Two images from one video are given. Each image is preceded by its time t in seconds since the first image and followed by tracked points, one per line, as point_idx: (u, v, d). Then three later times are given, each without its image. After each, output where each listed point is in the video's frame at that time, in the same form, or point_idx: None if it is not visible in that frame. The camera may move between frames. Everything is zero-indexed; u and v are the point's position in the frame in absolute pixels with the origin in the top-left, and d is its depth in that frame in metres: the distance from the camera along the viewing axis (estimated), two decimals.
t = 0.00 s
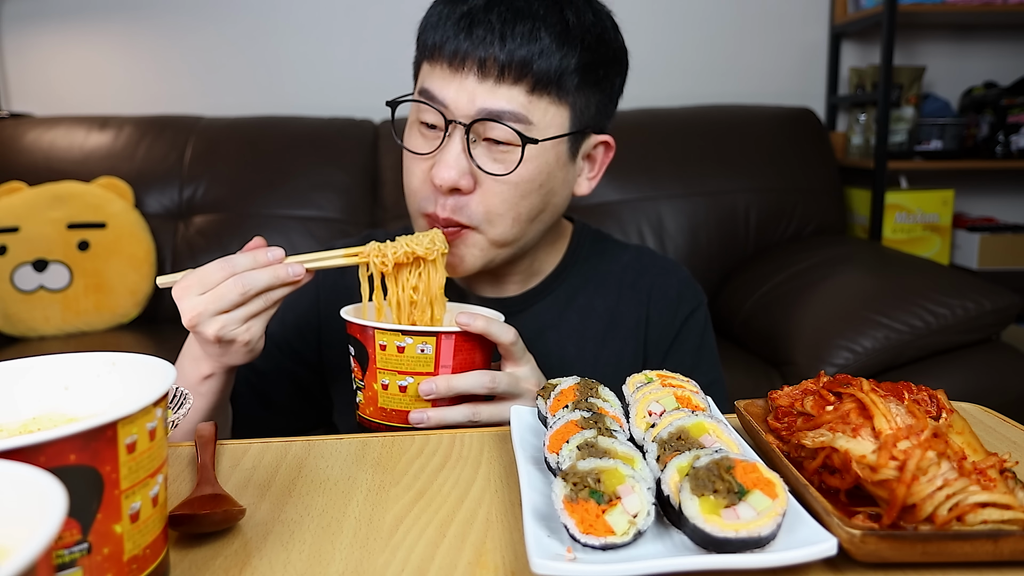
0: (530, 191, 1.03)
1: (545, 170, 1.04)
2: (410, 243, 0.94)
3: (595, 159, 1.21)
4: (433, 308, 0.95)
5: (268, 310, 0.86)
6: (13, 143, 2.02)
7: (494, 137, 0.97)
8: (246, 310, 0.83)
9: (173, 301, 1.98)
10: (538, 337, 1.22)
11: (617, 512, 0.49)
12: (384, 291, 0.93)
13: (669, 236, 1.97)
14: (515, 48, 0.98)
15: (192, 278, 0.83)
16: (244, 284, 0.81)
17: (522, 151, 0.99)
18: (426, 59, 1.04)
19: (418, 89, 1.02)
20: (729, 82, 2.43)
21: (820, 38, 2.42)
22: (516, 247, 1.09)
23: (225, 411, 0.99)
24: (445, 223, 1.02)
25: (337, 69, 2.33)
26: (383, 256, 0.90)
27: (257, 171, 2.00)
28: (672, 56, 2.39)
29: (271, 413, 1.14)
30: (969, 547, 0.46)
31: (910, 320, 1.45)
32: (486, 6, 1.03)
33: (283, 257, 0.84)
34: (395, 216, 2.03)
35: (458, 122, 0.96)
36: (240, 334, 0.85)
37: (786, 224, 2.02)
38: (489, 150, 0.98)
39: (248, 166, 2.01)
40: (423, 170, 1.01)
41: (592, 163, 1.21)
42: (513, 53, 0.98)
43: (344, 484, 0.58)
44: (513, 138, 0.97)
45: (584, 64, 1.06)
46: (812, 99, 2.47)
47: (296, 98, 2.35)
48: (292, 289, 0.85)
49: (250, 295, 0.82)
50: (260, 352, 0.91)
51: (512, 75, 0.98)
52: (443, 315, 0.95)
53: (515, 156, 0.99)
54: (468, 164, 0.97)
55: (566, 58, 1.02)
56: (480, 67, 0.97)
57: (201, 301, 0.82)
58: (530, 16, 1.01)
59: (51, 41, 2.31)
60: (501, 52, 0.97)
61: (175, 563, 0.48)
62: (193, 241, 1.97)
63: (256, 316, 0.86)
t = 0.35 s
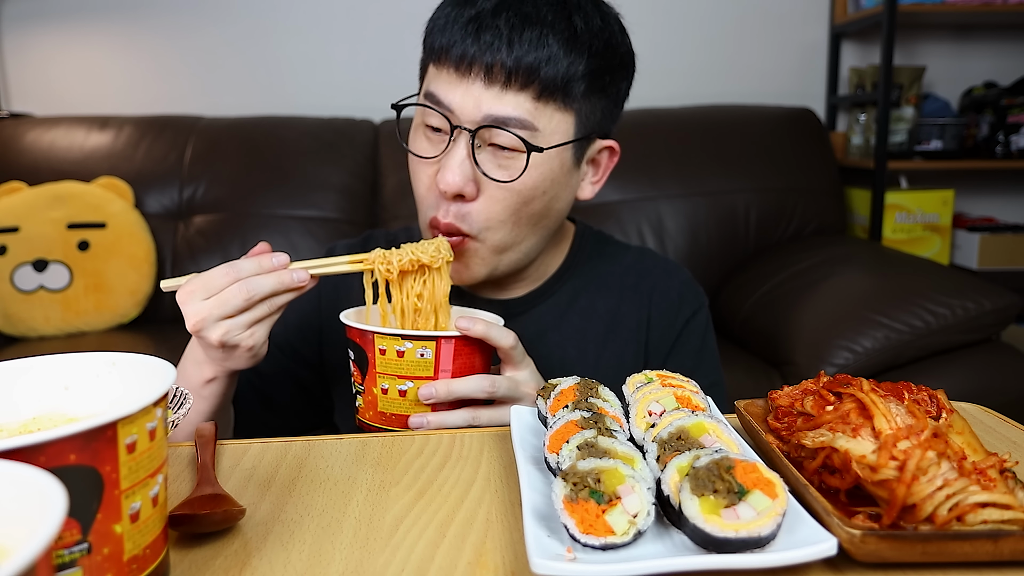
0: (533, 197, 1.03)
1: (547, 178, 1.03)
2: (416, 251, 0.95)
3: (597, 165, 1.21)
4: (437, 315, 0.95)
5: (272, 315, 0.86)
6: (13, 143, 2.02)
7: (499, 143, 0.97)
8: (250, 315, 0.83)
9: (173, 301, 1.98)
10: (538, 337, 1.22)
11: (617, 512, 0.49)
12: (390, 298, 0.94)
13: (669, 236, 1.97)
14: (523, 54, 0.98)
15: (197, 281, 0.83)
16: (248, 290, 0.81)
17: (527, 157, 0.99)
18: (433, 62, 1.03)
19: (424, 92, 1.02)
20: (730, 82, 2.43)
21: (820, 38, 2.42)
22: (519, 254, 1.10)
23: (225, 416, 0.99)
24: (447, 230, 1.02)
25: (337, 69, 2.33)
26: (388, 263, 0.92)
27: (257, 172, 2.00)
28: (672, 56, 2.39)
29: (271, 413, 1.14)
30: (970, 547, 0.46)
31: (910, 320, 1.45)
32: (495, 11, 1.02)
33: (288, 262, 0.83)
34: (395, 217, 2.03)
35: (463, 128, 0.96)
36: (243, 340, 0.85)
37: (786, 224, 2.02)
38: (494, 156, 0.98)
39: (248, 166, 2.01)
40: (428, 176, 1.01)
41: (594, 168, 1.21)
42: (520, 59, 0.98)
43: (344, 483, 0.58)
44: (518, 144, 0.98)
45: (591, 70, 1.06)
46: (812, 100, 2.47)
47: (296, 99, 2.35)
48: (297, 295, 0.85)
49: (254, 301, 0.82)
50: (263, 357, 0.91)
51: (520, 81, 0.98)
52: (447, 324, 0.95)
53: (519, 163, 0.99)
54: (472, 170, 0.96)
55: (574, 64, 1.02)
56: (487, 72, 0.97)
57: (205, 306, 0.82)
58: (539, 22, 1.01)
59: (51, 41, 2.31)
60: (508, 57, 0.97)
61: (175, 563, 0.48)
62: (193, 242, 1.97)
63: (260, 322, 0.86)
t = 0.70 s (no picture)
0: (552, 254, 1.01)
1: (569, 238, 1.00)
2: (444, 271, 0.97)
3: (622, 219, 1.15)
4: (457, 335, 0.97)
5: (295, 321, 0.86)
6: (12, 143, 2.02)
7: (530, 207, 0.91)
8: (275, 319, 0.84)
9: (172, 301, 1.97)
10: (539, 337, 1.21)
11: (617, 512, 0.49)
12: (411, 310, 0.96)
13: (669, 236, 1.97)
14: (573, 109, 0.88)
15: (223, 284, 0.82)
16: (278, 294, 0.82)
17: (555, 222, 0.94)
18: (473, 91, 0.93)
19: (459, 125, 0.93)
20: (729, 82, 2.43)
21: (819, 38, 2.42)
22: (531, 293, 1.12)
23: (237, 419, 0.98)
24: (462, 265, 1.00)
25: (338, 69, 2.33)
26: (415, 280, 0.94)
27: (257, 171, 2.00)
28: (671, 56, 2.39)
29: (272, 412, 1.14)
30: (969, 547, 0.46)
31: (910, 320, 1.45)
32: (550, 40, 0.90)
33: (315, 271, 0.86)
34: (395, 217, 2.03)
35: (494, 180, 0.90)
36: (266, 343, 0.85)
37: (786, 224, 2.03)
38: (522, 215, 0.93)
39: (248, 166, 2.01)
40: (449, 210, 0.96)
41: (619, 221, 1.15)
42: (569, 123, 0.88)
43: (344, 484, 0.58)
44: (548, 211, 0.92)
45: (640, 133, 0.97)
46: (812, 100, 2.47)
47: (296, 98, 2.35)
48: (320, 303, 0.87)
49: (282, 306, 0.83)
50: (281, 361, 0.91)
51: (564, 147, 0.89)
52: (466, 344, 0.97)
53: (546, 225, 0.94)
54: (498, 223, 0.92)
55: (626, 127, 0.92)
56: (531, 132, 0.88)
57: (232, 308, 0.81)
58: (597, 62, 0.90)
59: (51, 42, 2.31)
60: (556, 120, 0.87)
61: (175, 563, 0.48)
62: (193, 242, 1.97)
63: (283, 326, 0.86)
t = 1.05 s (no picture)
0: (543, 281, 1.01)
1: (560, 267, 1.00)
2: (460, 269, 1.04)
3: (621, 247, 1.15)
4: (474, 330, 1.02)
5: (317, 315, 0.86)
6: (12, 143, 2.02)
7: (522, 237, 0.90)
8: (298, 312, 0.84)
9: (172, 300, 1.97)
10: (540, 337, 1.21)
11: (617, 512, 0.49)
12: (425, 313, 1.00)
13: (669, 236, 1.97)
14: (577, 151, 0.85)
15: (246, 276, 0.82)
16: (303, 285, 0.82)
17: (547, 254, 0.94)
18: (480, 114, 0.90)
19: (463, 145, 0.91)
20: (729, 82, 2.43)
21: (819, 38, 2.42)
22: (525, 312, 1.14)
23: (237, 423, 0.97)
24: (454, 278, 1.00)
25: (338, 69, 2.33)
26: (437, 275, 1.00)
27: (257, 171, 2.00)
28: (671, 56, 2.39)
29: (273, 412, 1.14)
30: (969, 547, 0.46)
31: (910, 320, 1.45)
32: (564, 72, 0.86)
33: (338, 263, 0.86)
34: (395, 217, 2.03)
35: (489, 207, 0.88)
36: (288, 337, 0.85)
37: (786, 224, 2.03)
38: (515, 241, 0.92)
39: (248, 166, 2.01)
40: (444, 224, 0.96)
41: (618, 248, 1.14)
42: (571, 165, 0.85)
43: (344, 483, 0.58)
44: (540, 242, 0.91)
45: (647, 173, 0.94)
46: (812, 99, 2.47)
47: (296, 98, 2.35)
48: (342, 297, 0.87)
49: (306, 297, 0.83)
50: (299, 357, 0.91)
51: (563, 185, 0.87)
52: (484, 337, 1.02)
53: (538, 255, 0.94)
54: (490, 248, 0.91)
55: (631, 169, 0.90)
56: (532, 170, 0.85)
57: (256, 299, 0.81)
58: (610, 102, 0.86)
59: (51, 42, 2.31)
60: (559, 160, 0.85)
61: (175, 563, 0.48)
62: (193, 242, 1.97)
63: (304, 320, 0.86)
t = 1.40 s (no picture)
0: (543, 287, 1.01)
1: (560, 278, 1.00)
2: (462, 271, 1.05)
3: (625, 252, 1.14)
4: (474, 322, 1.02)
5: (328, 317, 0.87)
6: (12, 143, 2.02)
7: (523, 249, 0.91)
8: (311, 314, 0.84)
9: (173, 300, 1.97)
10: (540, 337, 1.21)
11: (617, 512, 0.49)
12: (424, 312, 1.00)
13: (669, 236, 1.97)
14: (578, 170, 0.84)
15: (260, 277, 0.82)
16: (317, 286, 0.82)
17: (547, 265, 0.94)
18: (481, 128, 0.89)
19: (465, 157, 0.90)
20: (729, 82, 2.43)
21: (820, 38, 2.42)
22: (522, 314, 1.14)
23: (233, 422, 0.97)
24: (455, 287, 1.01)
25: (338, 69, 2.33)
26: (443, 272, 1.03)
27: (257, 171, 2.00)
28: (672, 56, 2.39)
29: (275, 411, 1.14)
30: (969, 547, 0.46)
31: (910, 320, 1.45)
32: (565, 89, 0.85)
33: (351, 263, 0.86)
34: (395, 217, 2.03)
35: (490, 220, 0.88)
36: (299, 339, 0.85)
37: (786, 224, 2.03)
38: (516, 253, 0.92)
39: (248, 166, 2.01)
40: (446, 233, 0.96)
41: (622, 253, 1.14)
42: (571, 183, 0.85)
43: (344, 484, 0.58)
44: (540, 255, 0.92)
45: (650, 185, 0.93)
46: (812, 99, 2.47)
47: (296, 99, 2.35)
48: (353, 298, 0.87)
49: (319, 299, 0.83)
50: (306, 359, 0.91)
51: (563, 203, 0.86)
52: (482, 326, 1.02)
53: (538, 266, 0.94)
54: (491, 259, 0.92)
55: (633, 186, 0.89)
56: (532, 188, 0.85)
57: (269, 301, 0.81)
58: (611, 119, 0.84)
59: (51, 42, 2.31)
60: (559, 178, 0.84)
61: (175, 563, 0.48)
62: (193, 242, 1.97)
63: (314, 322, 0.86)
